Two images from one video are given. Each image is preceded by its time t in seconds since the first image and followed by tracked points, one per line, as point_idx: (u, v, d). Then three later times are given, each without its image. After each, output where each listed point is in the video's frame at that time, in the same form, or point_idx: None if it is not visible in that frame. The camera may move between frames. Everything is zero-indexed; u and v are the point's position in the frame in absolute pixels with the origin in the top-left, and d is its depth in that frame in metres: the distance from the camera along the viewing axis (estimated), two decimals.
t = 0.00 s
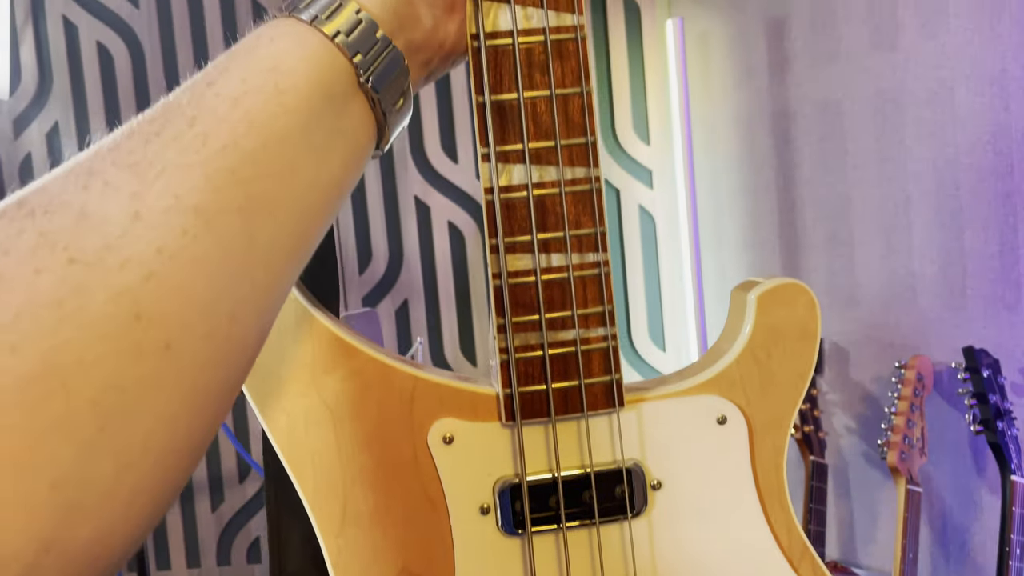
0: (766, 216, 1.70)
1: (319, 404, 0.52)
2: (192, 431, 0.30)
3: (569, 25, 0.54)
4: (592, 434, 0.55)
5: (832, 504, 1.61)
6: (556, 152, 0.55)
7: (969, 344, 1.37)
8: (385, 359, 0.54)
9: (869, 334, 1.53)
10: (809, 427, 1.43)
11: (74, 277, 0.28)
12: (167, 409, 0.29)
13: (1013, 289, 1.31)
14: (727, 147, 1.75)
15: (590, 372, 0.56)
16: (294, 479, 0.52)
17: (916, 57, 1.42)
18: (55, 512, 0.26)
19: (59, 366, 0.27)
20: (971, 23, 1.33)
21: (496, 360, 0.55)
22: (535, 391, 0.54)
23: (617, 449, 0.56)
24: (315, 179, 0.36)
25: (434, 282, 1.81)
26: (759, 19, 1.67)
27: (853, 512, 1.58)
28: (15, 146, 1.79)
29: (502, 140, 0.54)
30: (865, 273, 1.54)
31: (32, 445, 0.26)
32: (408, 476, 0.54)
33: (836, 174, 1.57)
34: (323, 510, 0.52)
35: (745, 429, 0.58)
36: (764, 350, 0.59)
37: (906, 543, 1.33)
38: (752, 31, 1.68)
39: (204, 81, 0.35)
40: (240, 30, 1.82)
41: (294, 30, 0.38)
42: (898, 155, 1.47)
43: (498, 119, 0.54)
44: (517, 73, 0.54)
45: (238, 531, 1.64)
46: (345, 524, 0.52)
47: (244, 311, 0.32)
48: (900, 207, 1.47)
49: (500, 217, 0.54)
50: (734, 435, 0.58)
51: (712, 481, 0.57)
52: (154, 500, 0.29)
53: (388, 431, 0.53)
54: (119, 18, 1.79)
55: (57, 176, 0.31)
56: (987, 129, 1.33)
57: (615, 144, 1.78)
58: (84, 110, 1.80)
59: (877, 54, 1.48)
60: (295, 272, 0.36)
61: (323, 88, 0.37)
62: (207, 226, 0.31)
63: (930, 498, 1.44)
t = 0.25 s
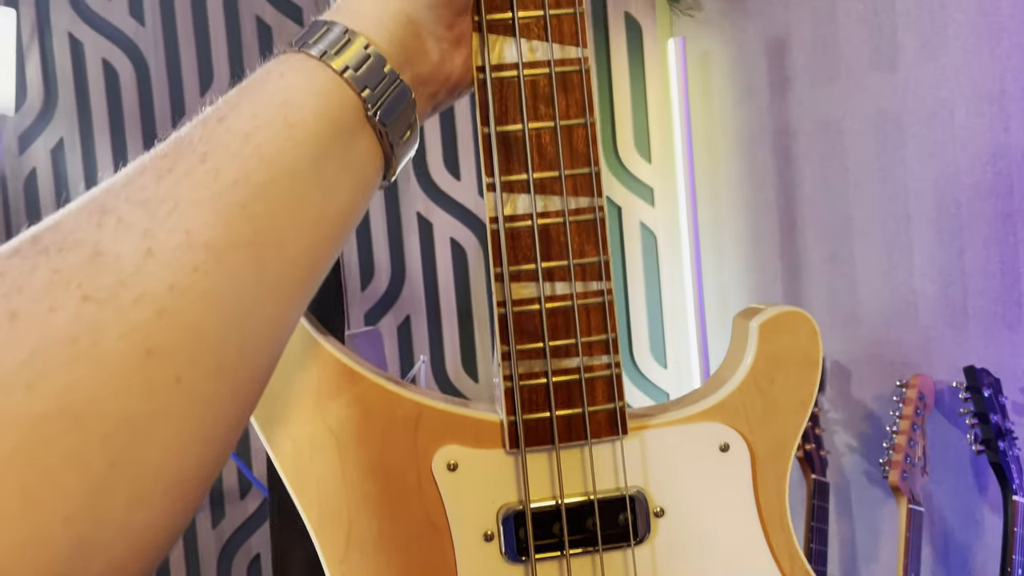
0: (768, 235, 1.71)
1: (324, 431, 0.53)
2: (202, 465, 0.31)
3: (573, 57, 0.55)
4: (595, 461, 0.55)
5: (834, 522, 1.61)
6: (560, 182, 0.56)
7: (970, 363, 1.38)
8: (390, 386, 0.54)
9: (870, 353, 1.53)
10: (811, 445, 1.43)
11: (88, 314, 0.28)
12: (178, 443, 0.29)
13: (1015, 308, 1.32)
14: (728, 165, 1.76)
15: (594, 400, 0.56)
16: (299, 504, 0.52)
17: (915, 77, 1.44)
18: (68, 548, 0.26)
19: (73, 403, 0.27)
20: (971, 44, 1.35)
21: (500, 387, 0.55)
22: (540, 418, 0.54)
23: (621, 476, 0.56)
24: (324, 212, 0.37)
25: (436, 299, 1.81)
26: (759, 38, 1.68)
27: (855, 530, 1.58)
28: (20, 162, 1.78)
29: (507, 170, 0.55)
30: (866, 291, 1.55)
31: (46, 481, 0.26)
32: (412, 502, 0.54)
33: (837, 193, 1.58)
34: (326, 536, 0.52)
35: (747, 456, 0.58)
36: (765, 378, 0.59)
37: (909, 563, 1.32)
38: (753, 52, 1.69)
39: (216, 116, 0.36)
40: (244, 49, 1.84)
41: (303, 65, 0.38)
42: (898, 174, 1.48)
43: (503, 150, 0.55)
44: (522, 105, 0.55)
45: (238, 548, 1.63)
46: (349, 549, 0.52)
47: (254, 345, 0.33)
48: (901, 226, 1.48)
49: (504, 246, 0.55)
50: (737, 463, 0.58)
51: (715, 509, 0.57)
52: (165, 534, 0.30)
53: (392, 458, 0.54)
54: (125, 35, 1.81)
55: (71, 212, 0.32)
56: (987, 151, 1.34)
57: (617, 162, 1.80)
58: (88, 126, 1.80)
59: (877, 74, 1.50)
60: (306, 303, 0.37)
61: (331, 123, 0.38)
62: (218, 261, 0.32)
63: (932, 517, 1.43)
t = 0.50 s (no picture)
0: (767, 256, 1.72)
1: (327, 459, 0.53)
2: (207, 499, 0.31)
3: (576, 89, 0.55)
4: (597, 490, 0.55)
5: (835, 543, 1.61)
6: (563, 213, 0.55)
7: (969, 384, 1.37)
8: (392, 414, 0.55)
9: (871, 373, 1.53)
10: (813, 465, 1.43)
11: (95, 353, 0.29)
12: (183, 480, 0.30)
13: (1015, 329, 1.32)
14: (728, 185, 1.77)
15: (596, 429, 0.56)
16: (301, 533, 0.52)
17: (915, 100, 1.44)
18: None
19: (80, 442, 0.27)
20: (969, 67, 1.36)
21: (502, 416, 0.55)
22: (542, 448, 0.54)
23: (622, 506, 0.56)
24: (329, 245, 0.37)
25: (437, 317, 1.82)
26: (759, 58, 1.70)
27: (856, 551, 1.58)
28: (24, 178, 1.81)
29: (510, 201, 0.54)
30: (866, 312, 1.55)
31: (53, 520, 0.26)
32: (414, 530, 0.54)
33: (838, 214, 1.58)
34: (329, 565, 0.52)
35: (749, 485, 0.58)
36: (767, 408, 0.59)
37: None
38: (753, 73, 1.71)
39: (222, 152, 0.36)
40: (247, 67, 1.85)
41: (309, 99, 0.39)
42: (898, 195, 1.48)
43: (506, 181, 0.55)
44: (525, 136, 0.54)
45: (237, 566, 1.63)
46: None
47: (259, 379, 0.33)
48: (900, 247, 1.49)
49: (507, 276, 0.55)
50: (739, 492, 0.58)
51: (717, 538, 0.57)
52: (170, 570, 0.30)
53: (394, 486, 0.54)
54: (128, 52, 1.82)
55: (79, 248, 0.32)
56: (987, 172, 1.34)
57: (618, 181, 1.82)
58: (91, 143, 1.82)
59: (877, 96, 1.50)
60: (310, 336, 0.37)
61: (337, 157, 0.38)
62: (224, 297, 0.32)
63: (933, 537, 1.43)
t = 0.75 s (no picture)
0: (765, 278, 1.73)
1: (320, 494, 0.53)
2: (198, 544, 0.31)
3: (572, 125, 0.54)
4: (591, 525, 0.55)
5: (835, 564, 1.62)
6: (557, 247, 0.55)
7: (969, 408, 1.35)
8: (386, 449, 0.54)
9: (869, 395, 1.54)
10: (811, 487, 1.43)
11: (88, 400, 0.28)
12: (174, 527, 0.30)
13: (1012, 351, 1.28)
14: (726, 207, 1.79)
15: (590, 464, 0.55)
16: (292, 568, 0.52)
17: (911, 123, 1.43)
18: None
19: (72, 491, 0.27)
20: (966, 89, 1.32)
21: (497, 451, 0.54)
22: (536, 483, 0.54)
23: (617, 541, 0.55)
24: (324, 284, 0.37)
25: (435, 337, 1.82)
26: (758, 79, 1.71)
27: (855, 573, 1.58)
28: (23, 197, 1.83)
29: (505, 236, 0.54)
30: (864, 333, 1.55)
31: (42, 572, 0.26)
32: (406, 565, 0.54)
33: (836, 235, 1.59)
34: None
35: (744, 520, 0.58)
36: (762, 442, 0.59)
37: None
38: (752, 93, 1.73)
39: (218, 193, 0.36)
40: (246, 87, 1.85)
41: (305, 138, 0.39)
42: (895, 217, 1.47)
43: (501, 217, 0.54)
44: (520, 172, 0.54)
45: None
46: None
47: (252, 422, 0.33)
48: (899, 269, 1.48)
49: (502, 311, 0.54)
50: (734, 527, 0.58)
51: (711, 572, 0.57)
52: None
53: (387, 521, 0.54)
54: (128, 72, 1.84)
55: (73, 291, 0.32)
56: (983, 194, 1.31)
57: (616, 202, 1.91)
58: (91, 162, 1.83)
59: (873, 117, 1.50)
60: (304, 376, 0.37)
61: (333, 196, 0.38)
62: (217, 341, 0.32)
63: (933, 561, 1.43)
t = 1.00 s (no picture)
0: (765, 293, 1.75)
1: (317, 520, 0.53)
2: None
3: (569, 150, 0.55)
4: (590, 550, 0.55)
5: None
6: (555, 273, 0.55)
7: (967, 426, 1.35)
8: (383, 474, 0.54)
9: (868, 412, 1.54)
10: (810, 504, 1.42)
11: (84, 434, 0.28)
12: (169, 562, 0.29)
13: (1010, 368, 1.28)
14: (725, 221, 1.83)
15: (588, 489, 0.55)
16: None
17: (908, 140, 1.43)
18: None
19: (67, 527, 0.27)
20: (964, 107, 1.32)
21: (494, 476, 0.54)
22: (534, 509, 0.54)
23: (616, 568, 0.55)
24: (321, 313, 0.37)
25: (433, 352, 1.82)
26: (756, 95, 1.72)
27: None
28: (21, 211, 1.83)
29: (503, 261, 0.54)
30: (862, 349, 1.55)
31: None
32: None
33: (833, 251, 1.59)
34: None
35: (744, 546, 0.58)
36: (761, 467, 0.59)
37: None
38: (750, 109, 1.74)
39: (215, 222, 0.36)
40: (246, 101, 1.85)
41: (302, 167, 0.39)
42: (892, 233, 1.47)
43: (499, 242, 0.54)
44: (518, 198, 0.54)
45: None
46: None
47: (248, 453, 0.33)
48: (897, 286, 1.48)
49: (499, 336, 0.54)
50: (734, 553, 0.57)
51: None
52: None
53: (385, 548, 0.53)
54: (127, 86, 1.84)
55: (69, 323, 0.32)
56: (981, 212, 1.30)
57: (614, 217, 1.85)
58: (90, 176, 1.83)
59: (870, 133, 1.50)
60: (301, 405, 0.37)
61: (331, 225, 0.38)
62: (213, 372, 0.32)
63: None
